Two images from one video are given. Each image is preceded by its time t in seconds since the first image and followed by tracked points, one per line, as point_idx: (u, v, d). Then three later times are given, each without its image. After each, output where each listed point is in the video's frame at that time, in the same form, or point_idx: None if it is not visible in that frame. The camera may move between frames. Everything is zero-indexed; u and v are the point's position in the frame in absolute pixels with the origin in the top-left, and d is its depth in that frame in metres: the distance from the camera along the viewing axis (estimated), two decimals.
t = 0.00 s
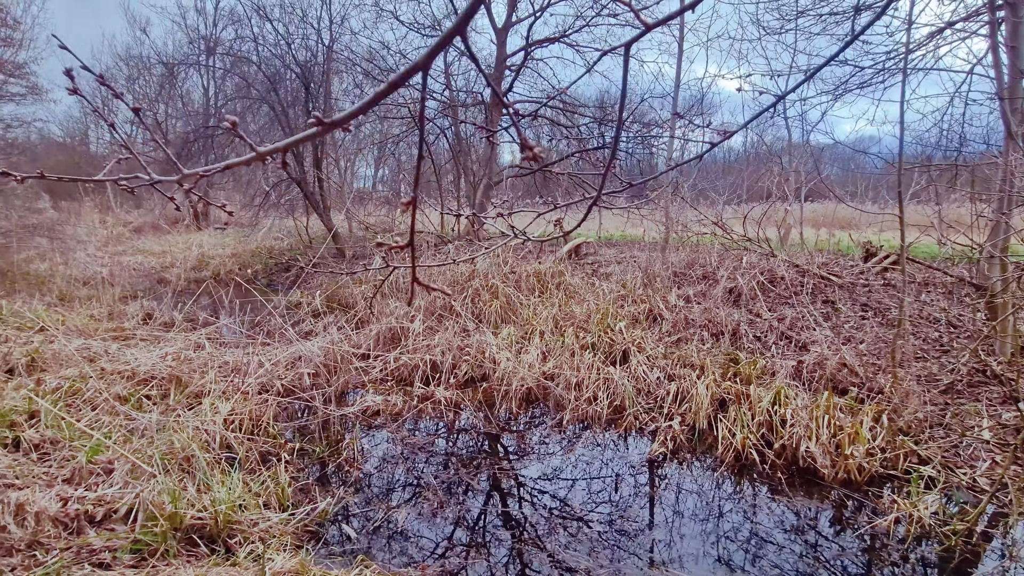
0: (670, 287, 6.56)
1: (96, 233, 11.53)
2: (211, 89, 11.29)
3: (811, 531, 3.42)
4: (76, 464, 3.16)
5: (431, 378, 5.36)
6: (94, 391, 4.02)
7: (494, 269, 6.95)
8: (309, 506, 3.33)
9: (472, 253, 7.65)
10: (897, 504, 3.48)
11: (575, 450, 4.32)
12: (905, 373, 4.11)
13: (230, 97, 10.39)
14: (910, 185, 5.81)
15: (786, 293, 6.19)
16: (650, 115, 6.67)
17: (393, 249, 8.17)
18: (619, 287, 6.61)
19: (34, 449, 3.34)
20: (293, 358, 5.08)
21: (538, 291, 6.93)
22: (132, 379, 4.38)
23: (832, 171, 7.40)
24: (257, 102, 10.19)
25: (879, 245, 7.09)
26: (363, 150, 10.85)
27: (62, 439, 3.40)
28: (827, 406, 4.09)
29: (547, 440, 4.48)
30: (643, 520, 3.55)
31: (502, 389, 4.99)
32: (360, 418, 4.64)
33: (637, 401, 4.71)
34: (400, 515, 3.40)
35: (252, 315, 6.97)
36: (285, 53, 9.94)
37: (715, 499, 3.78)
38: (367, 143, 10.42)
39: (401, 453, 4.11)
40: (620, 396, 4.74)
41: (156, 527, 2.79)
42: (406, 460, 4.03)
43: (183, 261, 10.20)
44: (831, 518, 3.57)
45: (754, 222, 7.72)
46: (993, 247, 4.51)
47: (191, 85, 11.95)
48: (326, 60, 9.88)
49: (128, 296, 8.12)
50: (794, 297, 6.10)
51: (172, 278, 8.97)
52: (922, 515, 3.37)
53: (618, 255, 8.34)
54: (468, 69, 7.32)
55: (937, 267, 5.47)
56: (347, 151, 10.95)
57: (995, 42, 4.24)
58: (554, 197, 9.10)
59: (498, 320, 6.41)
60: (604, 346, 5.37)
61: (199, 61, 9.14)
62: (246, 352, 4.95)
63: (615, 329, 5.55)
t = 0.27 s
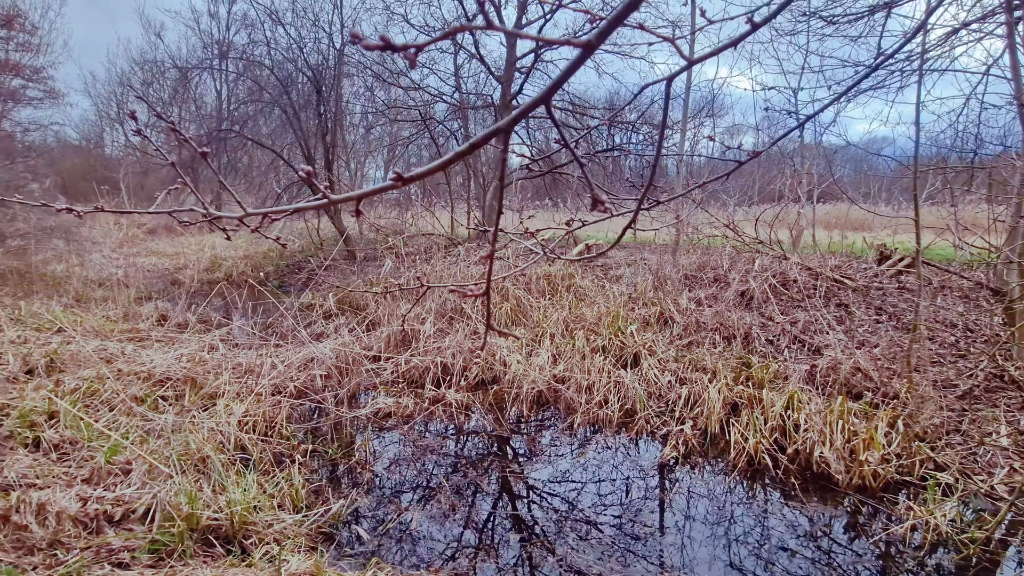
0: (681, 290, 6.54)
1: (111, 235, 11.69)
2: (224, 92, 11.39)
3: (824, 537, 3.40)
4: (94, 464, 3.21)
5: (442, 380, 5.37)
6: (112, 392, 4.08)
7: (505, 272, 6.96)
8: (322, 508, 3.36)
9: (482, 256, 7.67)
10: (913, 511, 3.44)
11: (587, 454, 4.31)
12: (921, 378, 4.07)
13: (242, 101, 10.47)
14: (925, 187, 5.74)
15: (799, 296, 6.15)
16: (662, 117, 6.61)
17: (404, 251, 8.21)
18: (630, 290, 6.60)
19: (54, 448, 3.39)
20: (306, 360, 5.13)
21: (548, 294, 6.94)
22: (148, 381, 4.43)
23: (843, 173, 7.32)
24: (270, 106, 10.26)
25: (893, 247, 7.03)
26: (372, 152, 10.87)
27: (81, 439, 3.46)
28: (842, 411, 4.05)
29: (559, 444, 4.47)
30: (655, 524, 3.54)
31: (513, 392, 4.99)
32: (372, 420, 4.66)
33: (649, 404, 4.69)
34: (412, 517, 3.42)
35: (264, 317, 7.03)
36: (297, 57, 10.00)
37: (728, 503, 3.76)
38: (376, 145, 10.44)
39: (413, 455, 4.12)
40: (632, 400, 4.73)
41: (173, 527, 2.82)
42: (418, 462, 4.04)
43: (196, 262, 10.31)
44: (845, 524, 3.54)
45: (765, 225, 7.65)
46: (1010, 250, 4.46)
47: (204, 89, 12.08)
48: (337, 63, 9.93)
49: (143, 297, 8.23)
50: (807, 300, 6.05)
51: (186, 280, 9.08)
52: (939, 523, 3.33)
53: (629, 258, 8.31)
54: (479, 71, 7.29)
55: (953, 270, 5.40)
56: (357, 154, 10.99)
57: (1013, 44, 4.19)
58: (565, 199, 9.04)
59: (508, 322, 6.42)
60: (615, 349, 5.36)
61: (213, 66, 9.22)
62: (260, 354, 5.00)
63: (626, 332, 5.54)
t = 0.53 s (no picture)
0: (695, 293, 6.50)
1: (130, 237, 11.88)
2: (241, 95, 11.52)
3: (841, 543, 3.35)
4: (115, 463, 3.27)
5: (455, 382, 5.39)
6: (131, 392, 4.15)
7: (517, 274, 6.98)
8: (337, 509, 3.39)
9: (494, 257, 7.69)
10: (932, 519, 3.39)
11: (601, 458, 4.29)
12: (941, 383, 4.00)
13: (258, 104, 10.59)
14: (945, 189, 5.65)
15: (815, 299, 6.09)
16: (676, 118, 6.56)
17: (416, 253, 8.26)
18: (643, 292, 6.57)
19: (76, 447, 3.46)
20: (320, 361, 5.17)
21: (560, 296, 6.93)
22: (167, 381, 4.50)
23: (859, 174, 7.23)
24: (286, 109, 10.37)
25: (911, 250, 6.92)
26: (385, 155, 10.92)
27: (102, 439, 3.52)
28: (859, 417, 4.00)
29: (572, 447, 4.47)
30: (668, 528, 3.52)
31: (526, 394, 4.99)
32: (385, 421, 4.69)
33: (662, 408, 4.67)
34: (425, 519, 3.43)
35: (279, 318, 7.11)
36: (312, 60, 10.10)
37: (742, 508, 3.73)
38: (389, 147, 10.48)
39: (426, 457, 4.14)
40: (645, 403, 4.71)
41: (191, 527, 2.87)
42: (432, 464, 4.06)
43: (212, 264, 10.46)
44: (862, 531, 3.49)
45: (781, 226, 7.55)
46: None
47: (221, 93, 12.24)
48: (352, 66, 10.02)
49: (161, 298, 8.36)
50: (823, 303, 5.99)
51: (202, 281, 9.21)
52: (959, 531, 3.27)
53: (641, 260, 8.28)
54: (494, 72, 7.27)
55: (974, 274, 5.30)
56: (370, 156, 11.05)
57: None
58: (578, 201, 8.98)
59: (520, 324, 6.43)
60: (628, 352, 5.35)
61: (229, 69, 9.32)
62: (275, 355, 5.05)
63: (638, 335, 5.52)
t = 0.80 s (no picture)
0: (709, 294, 6.44)
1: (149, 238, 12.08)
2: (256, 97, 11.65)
3: (859, 550, 3.29)
4: (134, 462, 3.32)
5: (467, 383, 5.39)
6: (149, 391, 4.22)
7: (529, 275, 6.97)
8: (349, 510, 3.40)
9: (507, 259, 7.69)
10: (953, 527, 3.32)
11: (614, 461, 4.26)
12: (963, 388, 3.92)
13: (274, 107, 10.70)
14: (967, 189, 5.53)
15: (832, 301, 5.99)
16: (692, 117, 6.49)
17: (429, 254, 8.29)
18: (656, 293, 6.53)
19: (96, 445, 3.52)
20: (334, 362, 5.21)
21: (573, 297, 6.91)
22: (184, 380, 4.56)
23: (881, 174, 7.08)
24: (301, 111, 10.46)
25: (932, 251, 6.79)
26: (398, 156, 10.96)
27: (121, 437, 3.58)
28: (878, 422, 3.93)
29: (585, 450, 4.44)
30: (681, 532, 3.49)
31: (538, 396, 4.98)
32: (397, 422, 4.71)
33: (676, 411, 4.63)
34: (438, 520, 3.44)
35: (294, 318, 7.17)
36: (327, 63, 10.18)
37: (757, 513, 3.68)
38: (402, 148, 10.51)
39: (438, 458, 4.15)
40: (658, 406, 4.67)
41: (207, 525, 2.90)
42: (443, 466, 4.06)
43: (228, 265, 10.59)
44: (881, 538, 3.43)
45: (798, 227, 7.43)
46: None
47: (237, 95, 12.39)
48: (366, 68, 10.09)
49: (179, 298, 8.49)
50: (840, 305, 5.89)
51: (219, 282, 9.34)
52: (982, 540, 3.20)
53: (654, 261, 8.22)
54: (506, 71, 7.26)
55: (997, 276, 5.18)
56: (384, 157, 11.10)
57: None
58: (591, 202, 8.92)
59: (533, 326, 6.41)
60: (641, 354, 5.31)
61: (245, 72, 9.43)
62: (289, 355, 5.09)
63: (652, 337, 5.48)
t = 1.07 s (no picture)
0: (714, 296, 6.42)
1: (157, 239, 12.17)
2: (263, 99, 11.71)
3: (865, 554, 3.28)
4: (141, 462, 3.35)
5: (472, 384, 5.39)
6: (156, 391, 4.25)
7: (534, 276, 6.96)
8: (353, 510, 3.42)
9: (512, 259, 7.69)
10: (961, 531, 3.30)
11: (617, 463, 4.26)
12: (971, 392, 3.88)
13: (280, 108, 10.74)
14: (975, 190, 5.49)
15: (838, 303, 5.96)
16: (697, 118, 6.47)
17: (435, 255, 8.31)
18: (662, 295, 6.51)
19: (104, 445, 3.56)
20: (339, 363, 5.22)
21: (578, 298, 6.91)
22: (190, 380, 4.59)
23: (888, 175, 7.04)
24: (307, 112, 10.51)
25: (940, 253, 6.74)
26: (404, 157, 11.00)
27: (128, 437, 3.62)
28: (885, 425, 3.90)
29: (589, 451, 4.44)
30: (686, 534, 3.48)
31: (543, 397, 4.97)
32: (401, 422, 4.72)
33: (681, 413, 4.62)
34: (442, 521, 3.45)
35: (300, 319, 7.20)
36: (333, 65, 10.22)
37: (762, 516, 3.67)
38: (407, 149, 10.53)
39: (442, 459, 4.16)
40: (663, 407, 4.66)
41: (213, 525, 2.92)
42: (447, 466, 4.07)
43: (236, 265, 10.66)
44: (887, 542, 3.41)
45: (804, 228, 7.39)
46: None
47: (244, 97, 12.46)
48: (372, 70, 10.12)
49: (186, 299, 8.56)
50: (847, 307, 5.86)
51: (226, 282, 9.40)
52: (990, 545, 3.17)
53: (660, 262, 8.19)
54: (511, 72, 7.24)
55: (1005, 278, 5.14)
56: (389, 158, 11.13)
57: None
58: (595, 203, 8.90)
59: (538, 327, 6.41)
60: (646, 356, 5.29)
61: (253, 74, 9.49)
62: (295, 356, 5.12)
63: (657, 339, 5.47)
